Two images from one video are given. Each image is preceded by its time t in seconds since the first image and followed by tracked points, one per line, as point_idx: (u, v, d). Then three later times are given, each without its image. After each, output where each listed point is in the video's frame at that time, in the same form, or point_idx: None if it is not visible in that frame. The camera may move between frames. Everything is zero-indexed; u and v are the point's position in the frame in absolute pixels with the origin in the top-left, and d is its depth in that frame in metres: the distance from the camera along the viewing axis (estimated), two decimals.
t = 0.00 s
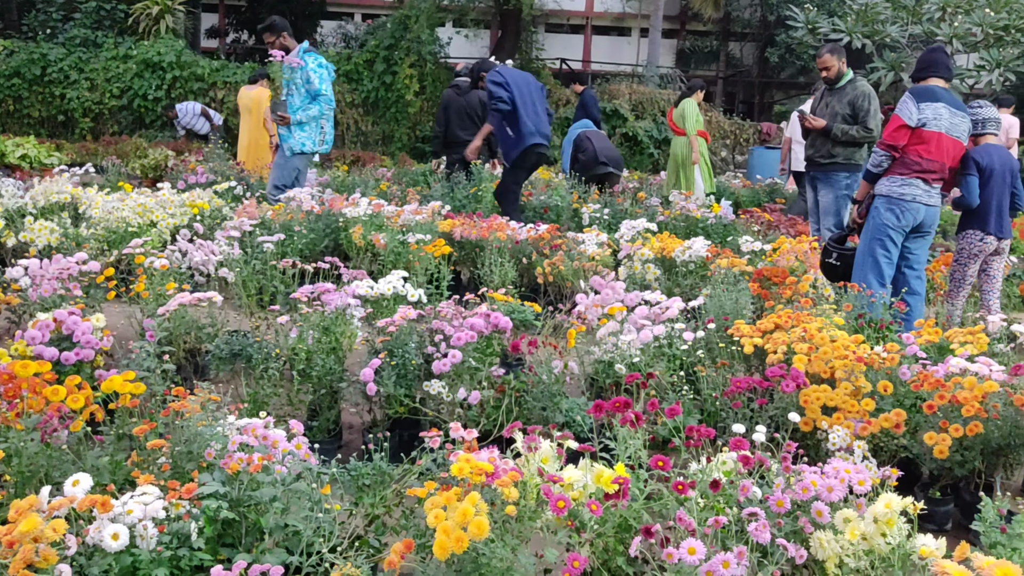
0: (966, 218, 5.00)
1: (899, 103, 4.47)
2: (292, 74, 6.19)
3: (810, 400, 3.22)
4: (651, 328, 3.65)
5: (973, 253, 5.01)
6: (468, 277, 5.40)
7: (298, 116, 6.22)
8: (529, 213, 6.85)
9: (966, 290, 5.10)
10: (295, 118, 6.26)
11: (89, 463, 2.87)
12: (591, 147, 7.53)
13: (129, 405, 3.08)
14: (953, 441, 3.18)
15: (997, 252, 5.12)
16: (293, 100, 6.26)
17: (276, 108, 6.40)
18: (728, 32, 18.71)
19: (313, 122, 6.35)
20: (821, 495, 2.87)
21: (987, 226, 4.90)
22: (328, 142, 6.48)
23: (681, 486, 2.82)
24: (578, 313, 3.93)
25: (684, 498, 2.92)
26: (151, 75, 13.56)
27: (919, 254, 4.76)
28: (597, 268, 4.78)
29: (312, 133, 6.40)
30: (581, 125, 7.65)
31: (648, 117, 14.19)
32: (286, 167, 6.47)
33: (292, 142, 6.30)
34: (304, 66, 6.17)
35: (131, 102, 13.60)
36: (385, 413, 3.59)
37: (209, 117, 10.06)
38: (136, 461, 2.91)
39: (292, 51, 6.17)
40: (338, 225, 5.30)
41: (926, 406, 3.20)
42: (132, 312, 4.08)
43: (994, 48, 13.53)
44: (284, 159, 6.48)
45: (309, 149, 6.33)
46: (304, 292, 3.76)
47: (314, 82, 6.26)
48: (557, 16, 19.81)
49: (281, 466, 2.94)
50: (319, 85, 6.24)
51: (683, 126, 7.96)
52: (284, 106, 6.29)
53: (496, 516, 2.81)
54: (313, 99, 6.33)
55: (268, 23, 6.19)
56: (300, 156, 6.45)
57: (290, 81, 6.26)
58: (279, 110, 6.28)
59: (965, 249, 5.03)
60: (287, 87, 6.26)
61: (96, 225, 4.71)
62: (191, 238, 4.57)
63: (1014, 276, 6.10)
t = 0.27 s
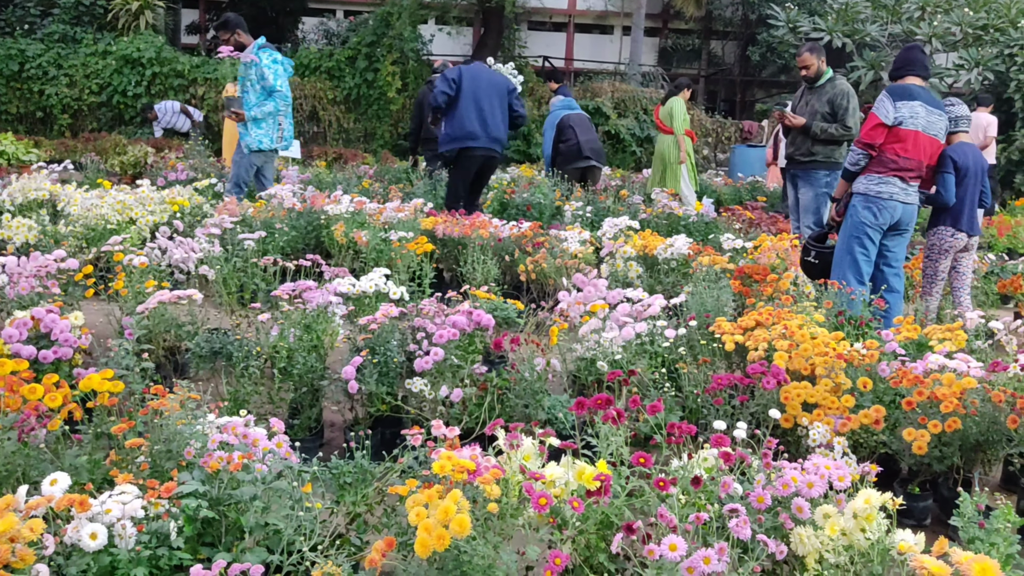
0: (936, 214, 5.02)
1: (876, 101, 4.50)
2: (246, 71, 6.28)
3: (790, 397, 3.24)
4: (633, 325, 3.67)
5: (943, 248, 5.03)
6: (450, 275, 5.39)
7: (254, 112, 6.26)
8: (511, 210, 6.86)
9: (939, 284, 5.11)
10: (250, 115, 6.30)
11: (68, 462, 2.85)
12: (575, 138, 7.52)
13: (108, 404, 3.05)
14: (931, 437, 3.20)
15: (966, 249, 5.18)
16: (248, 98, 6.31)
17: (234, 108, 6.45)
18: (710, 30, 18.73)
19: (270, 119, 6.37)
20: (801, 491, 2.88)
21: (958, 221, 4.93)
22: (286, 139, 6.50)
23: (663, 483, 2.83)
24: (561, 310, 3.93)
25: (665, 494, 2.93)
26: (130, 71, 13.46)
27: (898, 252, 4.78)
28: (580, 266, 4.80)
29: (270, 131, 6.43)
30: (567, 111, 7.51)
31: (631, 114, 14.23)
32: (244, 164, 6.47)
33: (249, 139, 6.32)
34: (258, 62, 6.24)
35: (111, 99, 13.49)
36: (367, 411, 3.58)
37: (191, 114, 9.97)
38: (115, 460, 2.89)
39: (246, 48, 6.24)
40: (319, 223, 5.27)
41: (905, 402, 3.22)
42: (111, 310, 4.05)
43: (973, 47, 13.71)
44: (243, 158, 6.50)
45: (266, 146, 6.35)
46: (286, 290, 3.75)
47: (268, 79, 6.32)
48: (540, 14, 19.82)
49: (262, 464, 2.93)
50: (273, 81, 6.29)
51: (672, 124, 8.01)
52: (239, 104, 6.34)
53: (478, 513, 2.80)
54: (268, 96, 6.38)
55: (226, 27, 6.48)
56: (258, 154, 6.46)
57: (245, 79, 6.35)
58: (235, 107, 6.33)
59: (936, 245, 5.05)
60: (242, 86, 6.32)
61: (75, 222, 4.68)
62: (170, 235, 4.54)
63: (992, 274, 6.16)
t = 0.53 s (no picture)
0: (900, 210, 5.03)
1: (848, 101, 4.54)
2: (191, 66, 6.22)
3: (767, 393, 3.26)
4: (612, 323, 3.67)
5: (902, 243, 5.12)
6: (429, 273, 5.39)
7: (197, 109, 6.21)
8: (490, 208, 6.85)
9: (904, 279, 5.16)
10: (196, 111, 6.26)
11: (41, 462, 2.82)
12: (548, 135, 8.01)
13: (81, 404, 3.02)
14: (906, 433, 3.23)
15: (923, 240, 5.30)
16: (193, 94, 6.26)
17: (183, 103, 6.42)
18: (688, 29, 18.81)
19: (217, 114, 6.33)
20: (778, 486, 2.90)
21: (923, 220, 5.00)
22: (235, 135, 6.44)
23: (641, 480, 2.83)
24: (540, 308, 3.94)
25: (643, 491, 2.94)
26: (105, 67, 13.32)
27: (873, 250, 4.82)
28: (558, 263, 4.81)
29: (217, 126, 6.39)
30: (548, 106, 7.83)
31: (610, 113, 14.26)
32: (196, 160, 6.48)
33: (194, 136, 6.28)
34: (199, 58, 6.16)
35: (85, 95, 13.35)
36: (345, 409, 3.57)
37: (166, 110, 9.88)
38: (89, 460, 2.86)
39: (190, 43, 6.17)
40: (297, 220, 5.32)
41: (880, 398, 3.24)
42: (85, 308, 4.01)
43: (947, 47, 13.90)
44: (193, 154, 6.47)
45: (213, 142, 6.30)
46: (263, 288, 3.73)
47: (213, 74, 6.25)
48: (519, 11, 19.82)
49: (238, 463, 2.90)
50: (216, 76, 6.21)
51: (659, 124, 8.06)
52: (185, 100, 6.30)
53: (456, 511, 2.80)
54: (215, 91, 6.31)
55: (170, 19, 6.31)
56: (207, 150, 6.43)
57: (191, 74, 6.30)
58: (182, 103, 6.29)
59: (901, 242, 5.11)
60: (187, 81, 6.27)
61: (48, 219, 4.64)
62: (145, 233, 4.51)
63: (965, 272, 6.24)
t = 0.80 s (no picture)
0: (868, 209, 5.02)
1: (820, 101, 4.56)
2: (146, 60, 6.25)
3: (743, 390, 3.28)
4: (590, 320, 3.68)
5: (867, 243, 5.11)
6: (407, 271, 5.38)
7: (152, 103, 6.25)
8: (469, 206, 6.85)
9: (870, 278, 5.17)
10: (150, 106, 6.30)
11: (12, 463, 2.79)
12: (521, 135, 8.20)
13: (52, 404, 2.97)
14: (880, 429, 3.25)
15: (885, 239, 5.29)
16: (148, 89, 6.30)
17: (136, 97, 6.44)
18: (665, 28, 18.91)
19: (172, 110, 6.37)
20: (754, 483, 2.91)
21: (891, 219, 4.99)
22: (190, 131, 6.49)
23: (617, 477, 2.84)
24: (518, 305, 3.94)
25: (621, 488, 2.94)
26: (79, 63, 13.18)
27: (846, 248, 4.86)
28: (537, 262, 4.82)
29: (172, 122, 6.43)
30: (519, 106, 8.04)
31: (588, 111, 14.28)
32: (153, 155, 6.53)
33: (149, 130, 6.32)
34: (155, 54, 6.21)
35: (58, 91, 13.21)
36: (322, 408, 3.55)
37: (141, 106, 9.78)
38: (61, 460, 2.82)
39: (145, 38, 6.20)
40: (273, 218, 5.28)
41: (854, 394, 3.26)
42: (58, 307, 3.98)
43: (922, 46, 14.06)
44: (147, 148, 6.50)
45: (168, 137, 6.34)
46: (239, 285, 3.71)
47: (168, 69, 6.30)
48: (497, 9, 19.82)
49: (212, 463, 2.87)
50: (173, 72, 6.28)
51: (647, 124, 8.08)
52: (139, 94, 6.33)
53: (433, 510, 2.79)
54: (170, 86, 6.36)
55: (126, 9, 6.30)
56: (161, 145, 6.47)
57: (146, 69, 6.33)
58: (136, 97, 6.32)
59: (866, 240, 5.09)
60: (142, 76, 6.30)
61: (20, 217, 4.60)
62: (120, 230, 4.47)
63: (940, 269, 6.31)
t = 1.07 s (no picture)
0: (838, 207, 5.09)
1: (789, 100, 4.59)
2: (100, 58, 6.35)
3: (721, 387, 3.29)
4: (568, 318, 3.68)
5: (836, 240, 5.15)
6: (385, 269, 5.37)
7: (109, 100, 6.38)
8: (447, 203, 6.84)
9: (836, 274, 5.21)
10: (105, 103, 6.42)
11: None
12: (498, 133, 8.33)
13: (23, 404, 2.93)
14: (856, 425, 3.28)
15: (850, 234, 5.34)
16: (103, 85, 6.40)
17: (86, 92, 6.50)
18: (643, 26, 18.98)
19: (127, 106, 6.50)
20: (731, 480, 2.92)
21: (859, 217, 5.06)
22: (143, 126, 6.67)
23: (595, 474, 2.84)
24: (496, 303, 3.94)
25: (598, 486, 2.94)
26: (51, 59, 13.01)
27: (817, 245, 4.90)
28: (515, 260, 4.83)
29: (127, 118, 6.57)
30: (498, 103, 8.20)
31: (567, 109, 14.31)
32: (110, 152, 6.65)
33: (106, 126, 6.44)
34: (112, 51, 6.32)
35: (31, 87, 13.03)
36: (299, 407, 3.53)
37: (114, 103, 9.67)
38: (33, 461, 2.79)
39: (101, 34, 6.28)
40: (250, 215, 5.27)
41: (830, 392, 3.29)
42: (29, 305, 3.93)
43: (897, 46, 14.26)
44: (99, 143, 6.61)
45: (125, 134, 6.50)
46: (214, 284, 3.67)
47: (124, 66, 6.43)
48: (476, 7, 19.79)
49: (187, 463, 2.84)
50: (129, 70, 6.42)
51: (631, 123, 8.02)
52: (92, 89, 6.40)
53: (410, 509, 2.78)
54: (124, 83, 6.50)
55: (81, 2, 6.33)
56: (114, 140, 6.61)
57: (99, 65, 6.41)
58: (89, 93, 6.40)
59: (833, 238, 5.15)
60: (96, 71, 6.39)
61: None
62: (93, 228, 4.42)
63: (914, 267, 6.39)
